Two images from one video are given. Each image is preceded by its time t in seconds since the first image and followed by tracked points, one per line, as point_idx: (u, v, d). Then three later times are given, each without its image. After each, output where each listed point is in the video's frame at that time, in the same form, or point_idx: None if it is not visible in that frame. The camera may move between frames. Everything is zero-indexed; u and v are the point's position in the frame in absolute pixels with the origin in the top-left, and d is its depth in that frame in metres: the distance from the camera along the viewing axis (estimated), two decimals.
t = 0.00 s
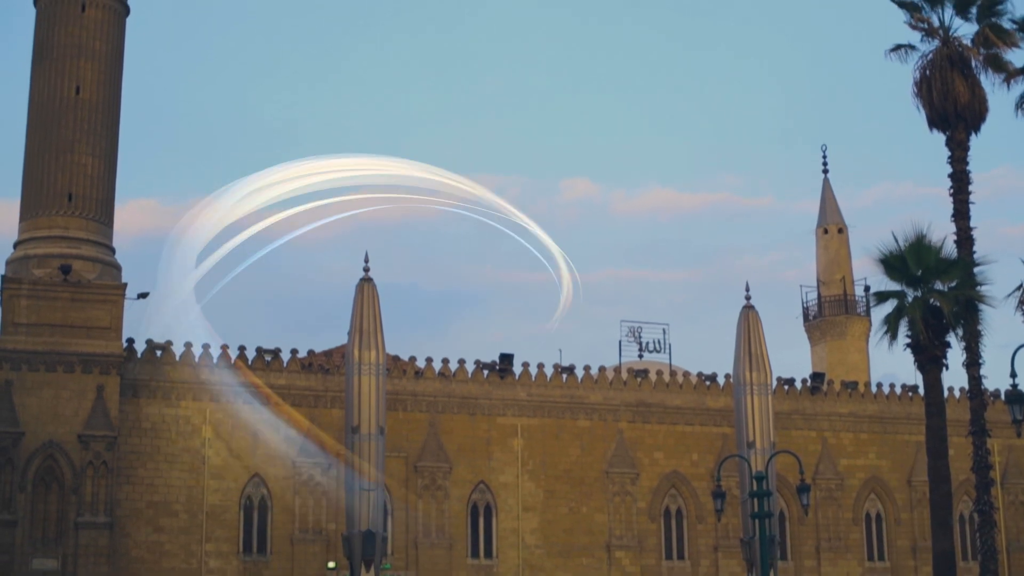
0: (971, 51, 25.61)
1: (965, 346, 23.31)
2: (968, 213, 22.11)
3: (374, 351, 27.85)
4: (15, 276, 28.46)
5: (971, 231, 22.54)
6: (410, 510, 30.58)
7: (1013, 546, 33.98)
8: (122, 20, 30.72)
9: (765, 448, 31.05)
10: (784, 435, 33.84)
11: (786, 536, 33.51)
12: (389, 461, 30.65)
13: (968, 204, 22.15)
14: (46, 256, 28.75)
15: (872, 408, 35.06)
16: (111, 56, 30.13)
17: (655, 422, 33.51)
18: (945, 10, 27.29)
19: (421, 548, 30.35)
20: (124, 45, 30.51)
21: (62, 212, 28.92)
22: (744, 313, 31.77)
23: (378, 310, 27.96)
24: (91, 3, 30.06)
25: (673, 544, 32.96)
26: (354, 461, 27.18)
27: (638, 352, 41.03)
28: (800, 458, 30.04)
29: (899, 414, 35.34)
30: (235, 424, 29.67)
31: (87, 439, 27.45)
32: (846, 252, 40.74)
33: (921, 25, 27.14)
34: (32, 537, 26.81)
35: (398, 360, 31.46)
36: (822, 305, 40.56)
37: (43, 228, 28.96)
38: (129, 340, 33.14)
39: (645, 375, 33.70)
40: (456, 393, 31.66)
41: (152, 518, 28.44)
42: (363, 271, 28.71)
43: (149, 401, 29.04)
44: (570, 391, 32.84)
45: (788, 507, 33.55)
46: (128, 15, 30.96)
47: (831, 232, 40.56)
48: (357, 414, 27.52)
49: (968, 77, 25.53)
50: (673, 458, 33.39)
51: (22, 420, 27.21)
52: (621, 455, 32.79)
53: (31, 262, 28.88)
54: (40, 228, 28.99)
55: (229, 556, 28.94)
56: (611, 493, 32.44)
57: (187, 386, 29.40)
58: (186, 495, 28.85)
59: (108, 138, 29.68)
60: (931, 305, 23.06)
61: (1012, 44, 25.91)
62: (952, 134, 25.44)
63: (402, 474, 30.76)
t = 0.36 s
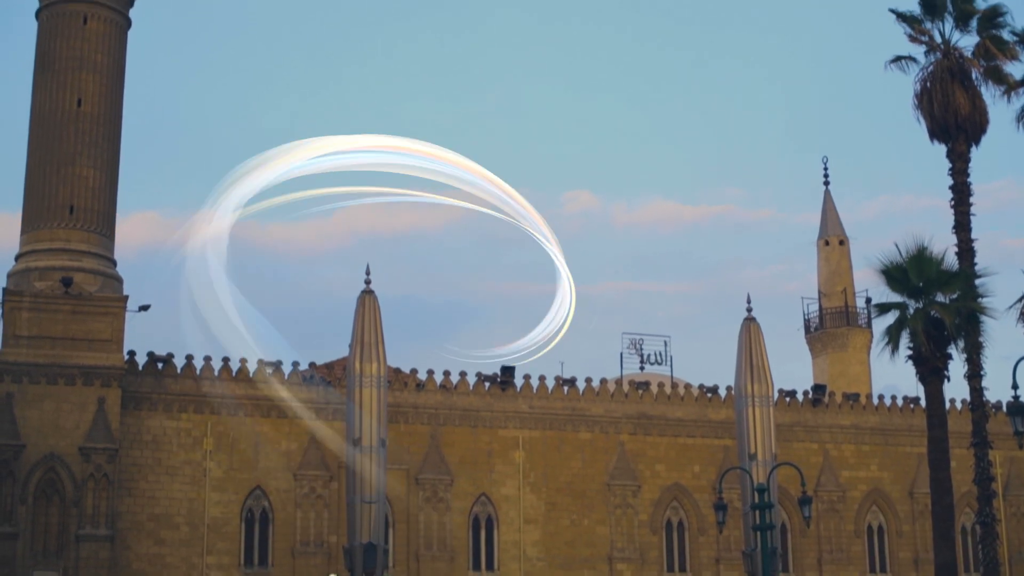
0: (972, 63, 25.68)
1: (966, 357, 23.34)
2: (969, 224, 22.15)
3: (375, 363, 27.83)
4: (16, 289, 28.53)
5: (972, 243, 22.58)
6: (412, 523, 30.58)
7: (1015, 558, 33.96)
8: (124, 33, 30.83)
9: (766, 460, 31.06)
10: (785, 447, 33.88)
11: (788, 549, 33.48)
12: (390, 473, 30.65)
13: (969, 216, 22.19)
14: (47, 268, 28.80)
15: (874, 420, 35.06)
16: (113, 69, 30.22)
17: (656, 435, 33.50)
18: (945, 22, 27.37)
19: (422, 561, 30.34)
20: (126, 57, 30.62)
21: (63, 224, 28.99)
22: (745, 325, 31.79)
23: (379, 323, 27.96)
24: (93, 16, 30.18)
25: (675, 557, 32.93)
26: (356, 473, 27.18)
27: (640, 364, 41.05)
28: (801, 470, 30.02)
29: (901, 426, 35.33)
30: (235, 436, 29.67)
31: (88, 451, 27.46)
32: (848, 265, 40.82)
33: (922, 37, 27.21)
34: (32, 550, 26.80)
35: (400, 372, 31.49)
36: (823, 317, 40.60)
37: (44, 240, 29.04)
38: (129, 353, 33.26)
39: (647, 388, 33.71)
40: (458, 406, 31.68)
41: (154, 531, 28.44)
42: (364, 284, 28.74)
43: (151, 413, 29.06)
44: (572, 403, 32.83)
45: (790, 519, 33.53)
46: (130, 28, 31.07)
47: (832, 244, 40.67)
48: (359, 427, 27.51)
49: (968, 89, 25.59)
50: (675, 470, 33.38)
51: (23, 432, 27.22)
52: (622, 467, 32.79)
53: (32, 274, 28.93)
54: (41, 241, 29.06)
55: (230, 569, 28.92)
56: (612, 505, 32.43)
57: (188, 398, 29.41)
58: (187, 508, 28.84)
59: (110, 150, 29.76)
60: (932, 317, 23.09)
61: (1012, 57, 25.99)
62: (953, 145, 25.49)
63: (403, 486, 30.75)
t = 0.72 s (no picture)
0: (971, 76, 25.75)
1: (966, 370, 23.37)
2: (969, 238, 22.18)
3: (375, 378, 27.81)
4: (16, 303, 28.55)
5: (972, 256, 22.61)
6: (412, 537, 30.56)
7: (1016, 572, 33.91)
8: (125, 47, 30.95)
9: (767, 474, 31.05)
10: (786, 460, 33.88)
11: (789, 563, 33.44)
12: (391, 487, 30.64)
13: (969, 229, 22.22)
14: (48, 282, 28.82)
15: (875, 434, 35.06)
16: (113, 83, 30.30)
17: (657, 449, 33.48)
18: (945, 36, 27.45)
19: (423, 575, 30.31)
20: (127, 71, 30.73)
21: (64, 238, 29.05)
22: (746, 339, 31.79)
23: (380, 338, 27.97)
24: (94, 30, 30.30)
25: (675, 571, 32.88)
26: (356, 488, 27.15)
27: (640, 378, 41.05)
28: (802, 484, 29.99)
29: (902, 440, 35.31)
30: (236, 451, 29.66)
31: (88, 466, 27.44)
32: (848, 278, 40.87)
33: (921, 51, 27.28)
34: (32, 564, 26.77)
35: (400, 386, 31.50)
36: (823, 330, 40.62)
37: (44, 254, 29.07)
38: (129, 367, 33.33)
39: (648, 401, 33.70)
40: (458, 420, 31.67)
41: (154, 545, 28.42)
42: (365, 298, 28.77)
43: (151, 428, 29.06)
44: (573, 417, 32.82)
45: (791, 533, 33.50)
46: (131, 42, 31.20)
47: (833, 258, 40.75)
48: (359, 440, 27.46)
49: (968, 102, 25.65)
50: (675, 484, 33.35)
51: (23, 447, 27.22)
52: (623, 481, 32.78)
53: (32, 288, 28.94)
54: (42, 255, 29.10)
55: None
56: (613, 520, 32.39)
57: (188, 413, 29.40)
58: (187, 522, 28.81)
59: (111, 164, 29.82)
60: (933, 330, 23.10)
61: (1011, 70, 26.07)
62: (953, 158, 25.56)
63: (403, 500, 30.74)
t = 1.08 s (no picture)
0: (970, 92, 25.85)
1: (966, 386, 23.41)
2: (969, 253, 22.24)
3: (375, 395, 27.83)
4: (16, 320, 28.58)
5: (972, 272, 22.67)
6: (413, 554, 30.54)
7: None
8: (126, 64, 31.07)
9: (768, 491, 31.04)
10: (786, 477, 33.88)
11: None
12: (391, 504, 30.64)
13: (969, 245, 22.28)
14: (47, 299, 28.85)
15: (875, 450, 35.07)
16: (113, 99, 30.40)
17: (657, 465, 33.48)
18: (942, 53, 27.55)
19: None
20: (127, 88, 30.84)
21: (64, 255, 29.12)
22: (746, 355, 31.80)
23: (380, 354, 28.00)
24: (94, 47, 30.44)
25: None
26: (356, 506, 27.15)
27: (641, 394, 41.04)
28: (802, 501, 29.97)
29: (903, 456, 35.32)
30: (236, 468, 29.67)
31: (87, 482, 27.43)
32: (848, 294, 40.93)
33: (919, 67, 27.37)
34: None
35: (400, 403, 31.52)
36: (823, 346, 40.65)
37: (44, 271, 29.13)
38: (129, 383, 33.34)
39: (648, 418, 33.70)
40: (458, 437, 31.68)
41: (154, 562, 28.39)
42: (365, 315, 28.81)
43: (151, 445, 29.08)
44: (573, 433, 32.83)
45: (792, 549, 33.47)
46: (132, 59, 31.32)
47: (833, 273, 40.83)
48: (359, 458, 27.46)
49: (967, 118, 25.73)
50: (675, 501, 33.34)
51: (23, 463, 27.21)
52: (623, 498, 32.76)
53: (33, 305, 28.97)
54: (42, 272, 29.15)
55: None
56: (613, 537, 32.37)
57: (188, 429, 29.42)
58: (187, 539, 28.79)
59: (111, 181, 29.91)
60: (933, 346, 23.14)
61: (1010, 86, 26.16)
62: (952, 174, 25.62)
63: (403, 517, 30.74)
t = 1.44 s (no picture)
0: (968, 110, 25.95)
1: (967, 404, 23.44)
2: (968, 271, 22.30)
3: (376, 413, 27.84)
4: (17, 339, 28.61)
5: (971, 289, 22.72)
6: (413, 572, 30.51)
7: None
8: (126, 82, 31.18)
9: (768, 509, 31.02)
10: (786, 495, 33.86)
11: None
12: (392, 523, 30.64)
13: (968, 262, 22.34)
14: (48, 317, 28.88)
15: (876, 468, 35.05)
16: (113, 117, 30.50)
17: (658, 483, 33.46)
18: (940, 72, 27.66)
19: None
20: (128, 106, 30.93)
21: (64, 273, 29.17)
22: (746, 373, 31.80)
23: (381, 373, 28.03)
24: (94, 66, 30.55)
25: None
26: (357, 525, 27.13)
27: (641, 412, 41.03)
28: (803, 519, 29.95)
29: (903, 474, 35.27)
30: (236, 486, 29.65)
31: (87, 501, 27.40)
32: (848, 312, 41.01)
33: (918, 87, 27.46)
34: None
35: (401, 421, 31.54)
36: (824, 365, 40.67)
37: (44, 289, 29.17)
38: (129, 402, 33.34)
39: (648, 436, 33.69)
40: (459, 455, 31.68)
41: None
42: (365, 333, 28.82)
43: (151, 463, 29.10)
44: (573, 452, 32.82)
45: (793, 567, 33.43)
46: (132, 78, 31.44)
47: (833, 291, 40.95)
48: (359, 476, 27.45)
49: (966, 136, 25.82)
50: (676, 519, 33.31)
51: (24, 482, 27.20)
52: (624, 516, 32.74)
53: (33, 323, 28.99)
54: (42, 290, 29.20)
55: None
56: (614, 555, 32.33)
57: (188, 448, 29.42)
58: (187, 558, 28.74)
59: (111, 199, 30.00)
60: (934, 364, 23.16)
61: (1008, 103, 26.26)
62: (952, 193, 25.69)
63: (404, 536, 30.72)
